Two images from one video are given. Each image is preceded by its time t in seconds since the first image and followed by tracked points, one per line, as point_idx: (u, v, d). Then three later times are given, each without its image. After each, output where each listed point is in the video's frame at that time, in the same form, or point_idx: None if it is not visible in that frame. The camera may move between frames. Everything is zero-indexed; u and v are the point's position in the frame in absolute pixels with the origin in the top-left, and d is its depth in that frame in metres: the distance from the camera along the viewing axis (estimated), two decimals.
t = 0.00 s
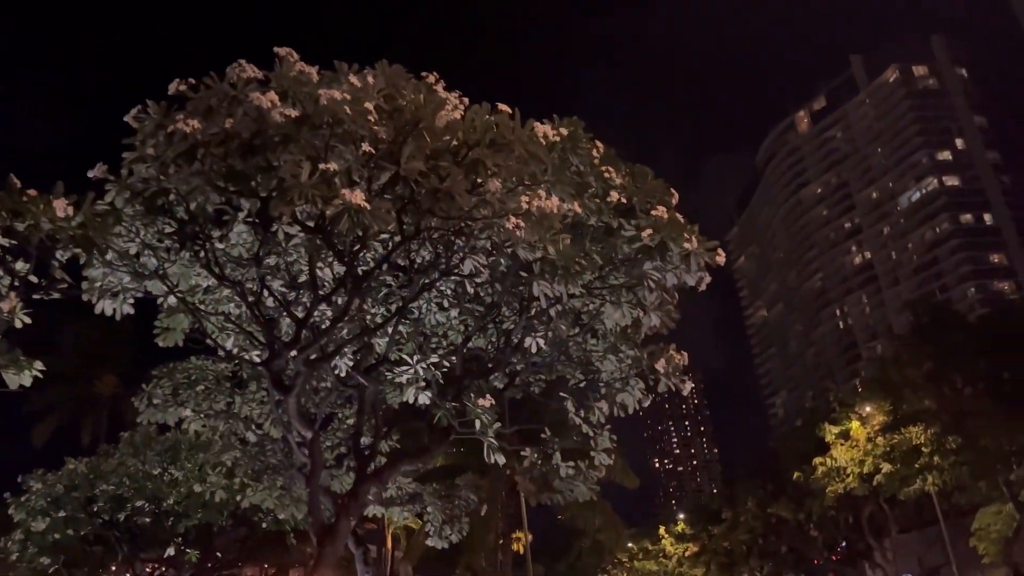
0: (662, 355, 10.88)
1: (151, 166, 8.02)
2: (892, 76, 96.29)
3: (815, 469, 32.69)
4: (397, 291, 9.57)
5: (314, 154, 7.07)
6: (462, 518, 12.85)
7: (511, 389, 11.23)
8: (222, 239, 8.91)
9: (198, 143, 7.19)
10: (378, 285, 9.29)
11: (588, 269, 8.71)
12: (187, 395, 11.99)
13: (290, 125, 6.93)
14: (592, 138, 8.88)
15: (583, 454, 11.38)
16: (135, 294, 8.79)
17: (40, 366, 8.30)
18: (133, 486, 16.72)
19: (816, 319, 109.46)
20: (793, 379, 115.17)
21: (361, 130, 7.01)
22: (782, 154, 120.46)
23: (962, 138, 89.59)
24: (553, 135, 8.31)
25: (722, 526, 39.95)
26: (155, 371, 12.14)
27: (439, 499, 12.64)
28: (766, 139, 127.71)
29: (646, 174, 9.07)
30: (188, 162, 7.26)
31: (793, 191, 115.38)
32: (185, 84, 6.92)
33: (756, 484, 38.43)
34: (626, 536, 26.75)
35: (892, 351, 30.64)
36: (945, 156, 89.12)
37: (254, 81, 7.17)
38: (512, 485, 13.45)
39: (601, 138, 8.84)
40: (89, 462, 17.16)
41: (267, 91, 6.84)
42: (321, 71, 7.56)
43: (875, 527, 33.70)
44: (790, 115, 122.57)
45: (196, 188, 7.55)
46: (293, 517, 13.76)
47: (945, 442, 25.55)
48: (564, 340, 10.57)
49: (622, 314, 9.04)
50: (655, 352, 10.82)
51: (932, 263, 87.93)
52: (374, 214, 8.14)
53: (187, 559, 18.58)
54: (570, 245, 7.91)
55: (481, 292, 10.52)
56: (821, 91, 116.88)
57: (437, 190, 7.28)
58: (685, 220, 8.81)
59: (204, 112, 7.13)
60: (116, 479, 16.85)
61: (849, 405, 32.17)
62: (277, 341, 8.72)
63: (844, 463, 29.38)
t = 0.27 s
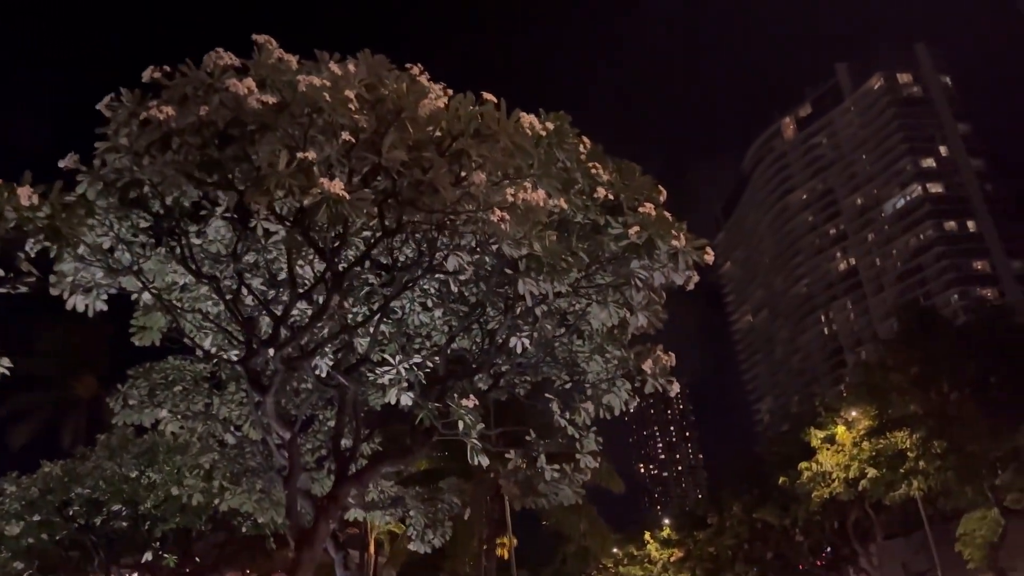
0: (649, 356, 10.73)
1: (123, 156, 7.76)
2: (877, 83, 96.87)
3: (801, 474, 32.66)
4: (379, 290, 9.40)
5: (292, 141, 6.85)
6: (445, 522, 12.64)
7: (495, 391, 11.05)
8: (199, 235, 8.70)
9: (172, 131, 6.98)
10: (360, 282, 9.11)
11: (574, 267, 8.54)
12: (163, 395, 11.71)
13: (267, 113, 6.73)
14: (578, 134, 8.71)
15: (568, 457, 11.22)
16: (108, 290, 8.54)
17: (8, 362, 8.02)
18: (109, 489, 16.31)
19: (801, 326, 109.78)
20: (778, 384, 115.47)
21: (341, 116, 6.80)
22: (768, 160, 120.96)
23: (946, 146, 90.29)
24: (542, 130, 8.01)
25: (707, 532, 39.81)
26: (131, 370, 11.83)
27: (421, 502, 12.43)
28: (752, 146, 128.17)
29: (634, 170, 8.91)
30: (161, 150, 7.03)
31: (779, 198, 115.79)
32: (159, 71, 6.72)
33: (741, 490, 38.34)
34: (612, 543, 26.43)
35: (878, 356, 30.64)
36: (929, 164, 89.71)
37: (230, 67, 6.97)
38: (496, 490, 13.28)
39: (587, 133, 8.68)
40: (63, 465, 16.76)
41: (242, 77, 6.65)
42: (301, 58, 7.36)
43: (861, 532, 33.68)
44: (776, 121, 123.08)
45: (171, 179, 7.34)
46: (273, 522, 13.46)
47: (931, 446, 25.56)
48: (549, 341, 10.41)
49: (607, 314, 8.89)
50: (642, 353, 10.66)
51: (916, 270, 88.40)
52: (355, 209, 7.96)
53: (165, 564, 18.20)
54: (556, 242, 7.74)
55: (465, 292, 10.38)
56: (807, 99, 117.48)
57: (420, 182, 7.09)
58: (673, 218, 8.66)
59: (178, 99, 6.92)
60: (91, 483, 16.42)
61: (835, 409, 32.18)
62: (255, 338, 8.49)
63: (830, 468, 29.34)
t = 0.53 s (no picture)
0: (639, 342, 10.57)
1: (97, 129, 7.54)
2: (862, 78, 97.23)
3: (786, 465, 32.77)
4: (364, 273, 9.23)
5: (272, 110, 6.64)
6: (430, 510, 12.48)
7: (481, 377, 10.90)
8: (178, 213, 8.51)
9: (148, 100, 6.77)
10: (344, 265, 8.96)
11: (563, 247, 8.35)
12: (142, 380, 11.46)
13: (246, 80, 6.53)
14: (567, 112, 8.45)
15: (555, 444, 11.05)
16: (82, 268, 8.32)
17: None
18: (89, 477, 16.07)
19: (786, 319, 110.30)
20: (762, 377, 116.05)
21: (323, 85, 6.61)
22: (754, 154, 121.26)
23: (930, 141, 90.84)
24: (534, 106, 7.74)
25: (692, 522, 39.91)
26: (110, 354, 11.56)
27: (406, 490, 12.26)
28: (739, 140, 128.46)
29: (624, 150, 8.68)
30: (136, 120, 6.81)
31: (765, 191, 116.14)
32: (133, 38, 6.51)
33: (727, 481, 38.43)
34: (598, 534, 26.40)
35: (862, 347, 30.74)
36: (913, 158, 90.20)
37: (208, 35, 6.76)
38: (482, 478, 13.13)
39: (577, 112, 8.42)
40: (41, 454, 16.50)
41: (220, 43, 6.44)
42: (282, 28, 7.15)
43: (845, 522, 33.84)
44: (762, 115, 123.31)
45: (146, 151, 7.13)
46: (254, 510, 13.27)
47: (915, 436, 25.66)
48: (537, 326, 10.25)
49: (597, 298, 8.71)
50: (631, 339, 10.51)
51: (899, 264, 88.94)
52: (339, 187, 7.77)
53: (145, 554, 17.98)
54: (545, 220, 7.54)
55: (452, 276, 10.23)
56: (793, 93, 117.75)
57: (405, 156, 6.90)
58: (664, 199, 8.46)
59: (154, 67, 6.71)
60: (71, 471, 16.18)
61: (819, 400, 32.29)
62: (235, 319, 8.28)
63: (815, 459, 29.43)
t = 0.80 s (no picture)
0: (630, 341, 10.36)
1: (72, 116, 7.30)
2: (847, 85, 97.85)
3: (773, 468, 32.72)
4: (349, 270, 9.07)
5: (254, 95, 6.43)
6: (417, 512, 12.27)
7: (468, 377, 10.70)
8: (157, 206, 8.28)
9: (125, 84, 6.54)
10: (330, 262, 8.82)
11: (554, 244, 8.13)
12: (122, 379, 11.16)
13: (227, 63, 6.32)
14: (558, 105, 8.33)
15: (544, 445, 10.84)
16: (57, 260, 8.13)
17: None
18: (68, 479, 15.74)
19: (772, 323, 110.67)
20: (749, 382, 116.35)
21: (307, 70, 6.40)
22: (741, 159, 121.77)
23: (915, 147, 91.52)
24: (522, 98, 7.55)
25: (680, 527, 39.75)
26: (87, 353, 11.23)
27: (392, 492, 12.03)
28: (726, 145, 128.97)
29: (615, 144, 8.56)
30: (112, 104, 6.58)
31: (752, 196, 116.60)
32: (109, 19, 6.32)
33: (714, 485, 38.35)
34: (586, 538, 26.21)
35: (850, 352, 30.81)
36: (898, 165, 90.85)
37: (188, 17, 6.55)
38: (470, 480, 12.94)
39: (567, 105, 8.30)
40: (19, 455, 16.16)
41: (199, 24, 6.23)
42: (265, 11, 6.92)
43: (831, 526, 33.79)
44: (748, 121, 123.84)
45: (123, 137, 6.90)
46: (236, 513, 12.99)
47: (903, 439, 25.65)
48: (526, 326, 10.08)
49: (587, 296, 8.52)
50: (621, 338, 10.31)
51: (885, 269, 89.45)
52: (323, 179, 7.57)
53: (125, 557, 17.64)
54: (537, 215, 7.33)
55: (440, 274, 10.08)
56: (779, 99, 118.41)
57: (391, 144, 6.69)
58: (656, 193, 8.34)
59: (131, 50, 6.49)
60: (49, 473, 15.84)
61: (807, 404, 32.28)
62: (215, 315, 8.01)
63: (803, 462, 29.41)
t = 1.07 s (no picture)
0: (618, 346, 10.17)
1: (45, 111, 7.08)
2: (833, 98, 98.46)
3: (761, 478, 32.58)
4: (332, 273, 8.95)
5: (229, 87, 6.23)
6: (400, 523, 12.05)
7: (453, 384, 10.50)
8: (133, 207, 8.07)
9: (97, 76, 6.32)
10: (312, 266, 8.73)
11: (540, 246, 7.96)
12: (98, 387, 10.88)
13: (202, 55, 6.13)
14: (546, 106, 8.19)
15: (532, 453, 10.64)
16: (27, 261, 7.88)
17: None
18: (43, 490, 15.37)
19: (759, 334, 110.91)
20: (736, 393, 116.53)
21: (285, 62, 6.20)
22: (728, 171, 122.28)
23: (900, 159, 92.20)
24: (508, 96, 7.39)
25: (668, 538, 39.56)
26: (63, 360, 10.94)
27: (376, 502, 11.79)
28: (713, 156, 129.51)
29: (604, 146, 8.41)
30: (83, 96, 6.34)
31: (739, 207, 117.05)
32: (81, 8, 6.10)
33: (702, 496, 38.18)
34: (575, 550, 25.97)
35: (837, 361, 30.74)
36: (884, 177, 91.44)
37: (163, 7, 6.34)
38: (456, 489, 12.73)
39: (555, 106, 8.15)
40: None
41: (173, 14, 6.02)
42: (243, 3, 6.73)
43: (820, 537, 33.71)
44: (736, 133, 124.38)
45: (96, 132, 6.67)
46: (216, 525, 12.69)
47: (891, 450, 25.57)
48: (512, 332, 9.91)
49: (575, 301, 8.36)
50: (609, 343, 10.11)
51: (871, 281, 89.92)
52: (305, 178, 7.38)
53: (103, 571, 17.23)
54: (523, 216, 7.14)
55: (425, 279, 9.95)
56: (766, 111, 119.01)
57: (372, 140, 6.50)
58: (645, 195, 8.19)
59: (103, 42, 6.27)
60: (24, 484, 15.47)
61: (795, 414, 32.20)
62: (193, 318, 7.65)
63: (791, 472, 29.34)
